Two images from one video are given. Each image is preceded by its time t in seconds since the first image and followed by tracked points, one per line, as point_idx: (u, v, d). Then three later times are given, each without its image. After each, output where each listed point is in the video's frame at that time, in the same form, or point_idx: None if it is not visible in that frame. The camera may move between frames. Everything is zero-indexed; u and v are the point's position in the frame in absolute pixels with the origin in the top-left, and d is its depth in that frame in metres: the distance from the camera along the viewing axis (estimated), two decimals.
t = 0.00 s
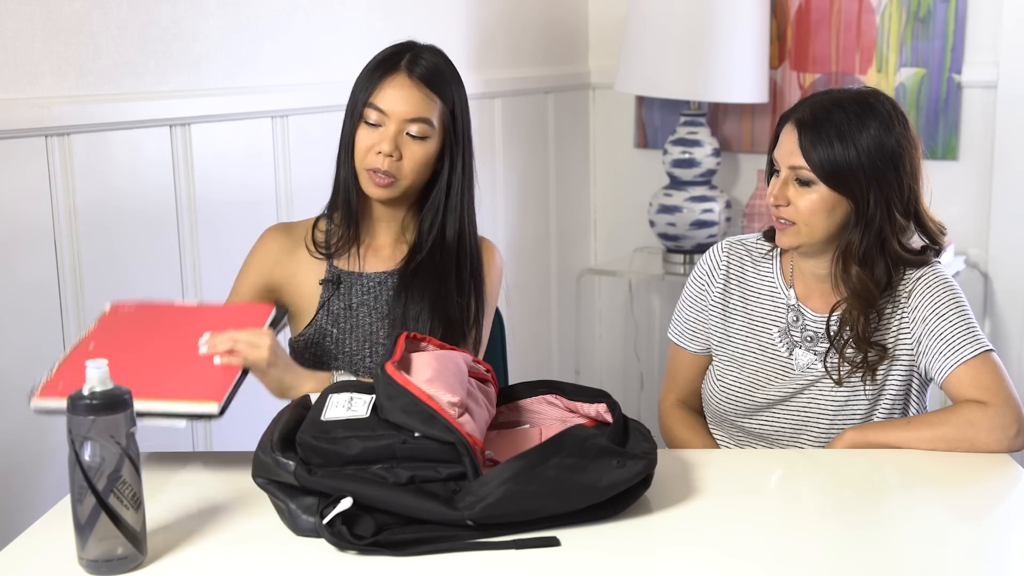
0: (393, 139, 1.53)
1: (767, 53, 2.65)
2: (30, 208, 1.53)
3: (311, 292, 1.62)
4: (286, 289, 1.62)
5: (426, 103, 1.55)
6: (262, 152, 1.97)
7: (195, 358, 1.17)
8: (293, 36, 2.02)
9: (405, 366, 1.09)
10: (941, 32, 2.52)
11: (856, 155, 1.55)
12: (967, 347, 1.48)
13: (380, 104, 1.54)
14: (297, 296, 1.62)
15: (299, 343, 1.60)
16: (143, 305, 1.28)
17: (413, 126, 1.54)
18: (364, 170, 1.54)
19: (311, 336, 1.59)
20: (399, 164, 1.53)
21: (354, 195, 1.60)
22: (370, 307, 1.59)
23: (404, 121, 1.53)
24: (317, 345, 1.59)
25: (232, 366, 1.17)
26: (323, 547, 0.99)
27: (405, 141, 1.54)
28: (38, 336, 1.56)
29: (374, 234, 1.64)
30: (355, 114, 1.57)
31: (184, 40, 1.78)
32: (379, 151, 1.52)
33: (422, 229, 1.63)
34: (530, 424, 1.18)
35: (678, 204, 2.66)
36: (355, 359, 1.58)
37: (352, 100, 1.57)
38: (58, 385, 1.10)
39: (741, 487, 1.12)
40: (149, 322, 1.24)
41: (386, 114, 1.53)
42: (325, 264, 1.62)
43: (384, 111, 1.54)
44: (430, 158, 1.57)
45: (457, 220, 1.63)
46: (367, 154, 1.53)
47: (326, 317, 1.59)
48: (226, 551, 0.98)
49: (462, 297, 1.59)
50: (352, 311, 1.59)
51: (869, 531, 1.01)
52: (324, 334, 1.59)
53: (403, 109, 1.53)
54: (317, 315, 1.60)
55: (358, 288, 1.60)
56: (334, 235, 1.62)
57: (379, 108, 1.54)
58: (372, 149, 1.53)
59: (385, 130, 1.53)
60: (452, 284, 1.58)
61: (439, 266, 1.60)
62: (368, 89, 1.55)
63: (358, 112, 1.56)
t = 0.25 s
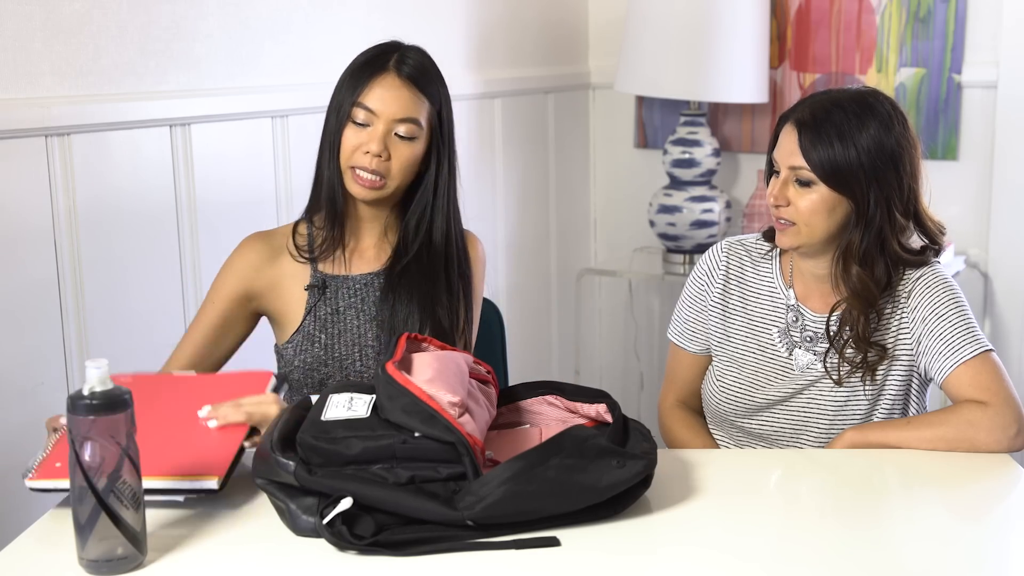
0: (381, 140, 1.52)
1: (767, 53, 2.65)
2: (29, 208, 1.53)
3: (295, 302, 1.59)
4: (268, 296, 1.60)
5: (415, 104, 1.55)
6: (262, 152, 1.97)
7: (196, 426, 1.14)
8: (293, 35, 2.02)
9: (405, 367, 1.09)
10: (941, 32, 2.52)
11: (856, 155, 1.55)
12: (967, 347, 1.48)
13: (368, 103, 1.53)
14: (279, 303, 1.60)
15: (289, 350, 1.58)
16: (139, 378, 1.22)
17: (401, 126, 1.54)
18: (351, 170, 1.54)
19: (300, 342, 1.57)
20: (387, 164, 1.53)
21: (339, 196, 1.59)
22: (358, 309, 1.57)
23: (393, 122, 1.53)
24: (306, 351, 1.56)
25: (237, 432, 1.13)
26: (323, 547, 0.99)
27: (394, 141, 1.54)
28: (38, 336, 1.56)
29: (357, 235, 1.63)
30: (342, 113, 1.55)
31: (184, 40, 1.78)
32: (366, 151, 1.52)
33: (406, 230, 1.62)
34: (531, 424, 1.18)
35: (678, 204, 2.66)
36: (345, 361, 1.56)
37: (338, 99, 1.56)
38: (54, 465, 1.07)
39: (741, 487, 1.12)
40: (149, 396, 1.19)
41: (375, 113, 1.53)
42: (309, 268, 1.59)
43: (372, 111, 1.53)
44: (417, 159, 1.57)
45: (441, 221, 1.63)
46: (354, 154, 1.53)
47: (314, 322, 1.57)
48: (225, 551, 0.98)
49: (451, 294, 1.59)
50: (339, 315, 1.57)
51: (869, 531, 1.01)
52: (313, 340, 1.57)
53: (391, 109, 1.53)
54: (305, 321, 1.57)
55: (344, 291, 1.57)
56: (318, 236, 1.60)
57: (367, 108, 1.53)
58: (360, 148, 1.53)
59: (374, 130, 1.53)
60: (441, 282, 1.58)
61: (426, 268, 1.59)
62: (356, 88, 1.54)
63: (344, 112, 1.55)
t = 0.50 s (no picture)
0: (378, 141, 1.51)
1: (767, 53, 2.65)
2: (30, 208, 1.53)
3: (285, 302, 1.58)
4: (257, 295, 1.57)
5: (410, 104, 1.54)
6: (262, 152, 1.97)
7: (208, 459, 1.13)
8: (293, 35, 2.02)
9: (407, 366, 1.09)
10: (941, 32, 2.52)
11: (856, 155, 1.55)
12: (967, 347, 1.48)
13: (363, 104, 1.51)
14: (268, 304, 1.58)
15: (278, 353, 1.56)
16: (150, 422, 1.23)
17: (397, 126, 1.52)
18: (347, 170, 1.52)
19: (290, 344, 1.55)
20: (384, 164, 1.52)
21: (331, 197, 1.56)
22: (349, 311, 1.56)
23: (388, 122, 1.51)
24: (296, 353, 1.55)
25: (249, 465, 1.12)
26: (323, 547, 0.99)
27: (390, 141, 1.52)
28: (38, 336, 1.56)
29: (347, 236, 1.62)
30: (335, 112, 1.53)
31: (184, 40, 1.78)
32: (363, 152, 1.50)
33: (397, 231, 1.62)
34: (531, 424, 1.18)
35: (678, 204, 2.66)
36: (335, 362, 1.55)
37: (329, 99, 1.53)
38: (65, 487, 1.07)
39: (741, 487, 1.12)
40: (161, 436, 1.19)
41: (370, 113, 1.51)
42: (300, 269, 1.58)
43: (368, 111, 1.51)
44: (413, 158, 1.55)
45: (432, 222, 1.63)
46: (351, 155, 1.51)
47: (304, 324, 1.56)
48: (226, 551, 0.98)
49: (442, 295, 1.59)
50: (330, 317, 1.56)
51: (869, 531, 1.01)
52: (303, 342, 1.55)
53: (387, 109, 1.51)
54: (295, 323, 1.56)
55: (336, 293, 1.56)
56: (309, 238, 1.59)
57: (363, 108, 1.51)
58: (357, 149, 1.51)
59: (369, 130, 1.51)
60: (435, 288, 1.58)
61: (420, 269, 1.59)
62: (349, 87, 1.52)
63: (337, 112, 1.52)
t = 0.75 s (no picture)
0: (397, 140, 1.52)
1: (767, 53, 2.65)
2: (30, 208, 1.53)
3: (291, 301, 1.57)
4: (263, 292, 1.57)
5: (422, 103, 1.55)
6: (262, 152, 1.97)
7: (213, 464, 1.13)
8: (293, 35, 2.02)
9: (407, 366, 1.09)
10: (941, 32, 2.52)
11: (857, 155, 1.55)
12: (967, 347, 1.48)
13: (380, 104, 1.52)
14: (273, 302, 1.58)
15: (284, 352, 1.56)
16: (164, 427, 1.23)
17: (413, 126, 1.54)
18: (365, 171, 1.53)
19: (296, 343, 1.55)
20: (403, 165, 1.53)
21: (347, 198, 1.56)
22: (356, 311, 1.55)
23: (406, 121, 1.53)
24: (303, 352, 1.54)
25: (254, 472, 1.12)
26: (323, 547, 0.99)
27: (408, 141, 1.54)
28: (38, 336, 1.56)
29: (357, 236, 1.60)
30: (348, 112, 1.53)
31: (184, 39, 1.78)
32: (383, 153, 1.52)
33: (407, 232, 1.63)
34: (531, 424, 1.19)
35: (678, 204, 2.66)
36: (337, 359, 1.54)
37: (342, 100, 1.53)
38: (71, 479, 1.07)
39: (741, 487, 1.12)
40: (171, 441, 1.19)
41: (387, 112, 1.52)
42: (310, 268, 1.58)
43: (385, 112, 1.52)
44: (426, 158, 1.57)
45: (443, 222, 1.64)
46: (370, 156, 1.52)
47: (311, 323, 1.55)
48: (225, 551, 0.98)
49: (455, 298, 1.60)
50: (338, 316, 1.55)
51: (869, 531, 1.01)
52: (309, 342, 1.55)
53: (404, 109, 1.53)
54: (302, 321, 1.56)
55: (343, 292, 1.56)
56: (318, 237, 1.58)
57: (379, 107, 1.52)
58: (375, 150, 1.52)
59: (387, 130, 1.52)
60: (433, 298, 1.59)
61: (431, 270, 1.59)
62: (363, 87, 1.52)
63: (353, 113, 1.53)
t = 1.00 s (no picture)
0: (432, 141, 1.48)
1: (767, 53, 2.65)
2: (29, 208, 1.53)
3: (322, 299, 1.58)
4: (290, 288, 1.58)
5: (453, 102, 1.51)
6: (262, 152, 1.97)
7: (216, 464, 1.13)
8: (293, 35, 2.02)
9: (408, 366, 1.09)
10: (942, 32, 2.52)
11: (861, 154, 1.55)
12: (967, 347, 1.48)
13: (412, 104, 1.48)
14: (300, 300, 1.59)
15: (311, 352, 1.55)
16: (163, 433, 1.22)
17: (446, 125, 1.50)
18: (399, 173, 1.49)
19: (325, 343, 1.54)
20: (438, 165, 1.49)
21: (381, 201, 1.51)
22: (389, 313, 1.56)
23: (439, 121, 1.49)
24: (331, 353, 1.54)
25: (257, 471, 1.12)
26: (322, 547, 0.99)
27: (441, 141, 1.50)
28: (38, 335, 1.56)
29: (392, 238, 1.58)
30: (379, 113, 1.49)
31: (184, 39, 1.78)
32: (417, 153, 1.47)
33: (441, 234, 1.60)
34: (531, 424, 1.18)
35: (678, 204, 2.66)
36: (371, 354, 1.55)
37: (372, 101, 1.49)
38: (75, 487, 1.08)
39: (741, 487, 1.12)
40: (170, 446, 1.17)
41: (420, 113, 1.48)
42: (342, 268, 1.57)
43: (418, 112, 1.48)
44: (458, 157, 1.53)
45: (481, 219, 1.59)
46: (404, 157, 1.48)
47: (341, 325, 1.55)
48: (224, 551, 0.98)
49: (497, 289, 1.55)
50: (369, 318, 1.56)
51: (869, 531, 1.01)
52: (338, 343, 1.55)
53: (435, 108, 1.49)
54: (331, 322, 1.55)
55: (375, 294, 1.56)
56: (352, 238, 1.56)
57: (411, 107, 1.48)
58: (410, 152, 1.48)
59: (421, 131, 1.48)
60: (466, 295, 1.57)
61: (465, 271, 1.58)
62: (394, 87, 1.48)
63: (383, 114, 1.48)
